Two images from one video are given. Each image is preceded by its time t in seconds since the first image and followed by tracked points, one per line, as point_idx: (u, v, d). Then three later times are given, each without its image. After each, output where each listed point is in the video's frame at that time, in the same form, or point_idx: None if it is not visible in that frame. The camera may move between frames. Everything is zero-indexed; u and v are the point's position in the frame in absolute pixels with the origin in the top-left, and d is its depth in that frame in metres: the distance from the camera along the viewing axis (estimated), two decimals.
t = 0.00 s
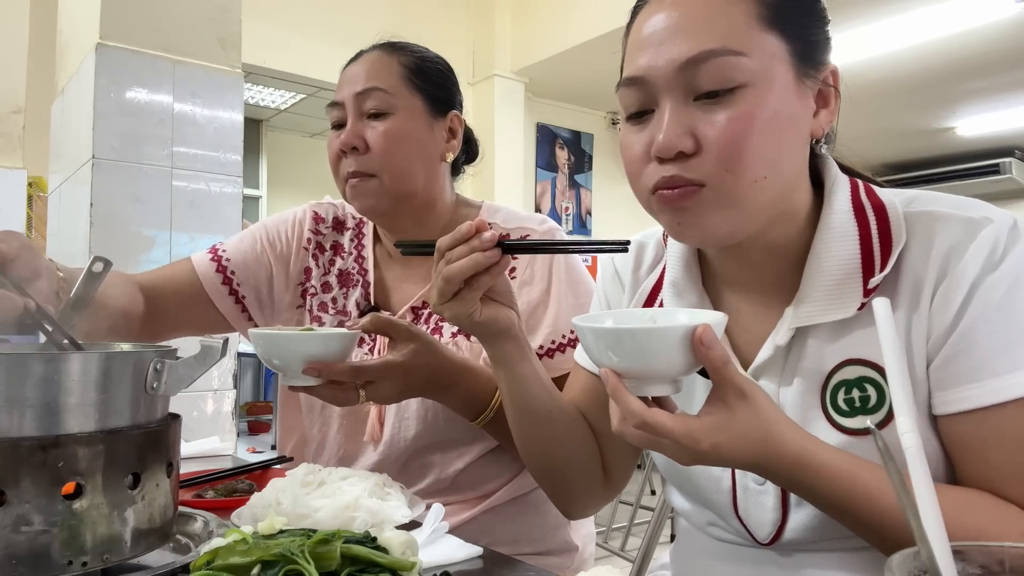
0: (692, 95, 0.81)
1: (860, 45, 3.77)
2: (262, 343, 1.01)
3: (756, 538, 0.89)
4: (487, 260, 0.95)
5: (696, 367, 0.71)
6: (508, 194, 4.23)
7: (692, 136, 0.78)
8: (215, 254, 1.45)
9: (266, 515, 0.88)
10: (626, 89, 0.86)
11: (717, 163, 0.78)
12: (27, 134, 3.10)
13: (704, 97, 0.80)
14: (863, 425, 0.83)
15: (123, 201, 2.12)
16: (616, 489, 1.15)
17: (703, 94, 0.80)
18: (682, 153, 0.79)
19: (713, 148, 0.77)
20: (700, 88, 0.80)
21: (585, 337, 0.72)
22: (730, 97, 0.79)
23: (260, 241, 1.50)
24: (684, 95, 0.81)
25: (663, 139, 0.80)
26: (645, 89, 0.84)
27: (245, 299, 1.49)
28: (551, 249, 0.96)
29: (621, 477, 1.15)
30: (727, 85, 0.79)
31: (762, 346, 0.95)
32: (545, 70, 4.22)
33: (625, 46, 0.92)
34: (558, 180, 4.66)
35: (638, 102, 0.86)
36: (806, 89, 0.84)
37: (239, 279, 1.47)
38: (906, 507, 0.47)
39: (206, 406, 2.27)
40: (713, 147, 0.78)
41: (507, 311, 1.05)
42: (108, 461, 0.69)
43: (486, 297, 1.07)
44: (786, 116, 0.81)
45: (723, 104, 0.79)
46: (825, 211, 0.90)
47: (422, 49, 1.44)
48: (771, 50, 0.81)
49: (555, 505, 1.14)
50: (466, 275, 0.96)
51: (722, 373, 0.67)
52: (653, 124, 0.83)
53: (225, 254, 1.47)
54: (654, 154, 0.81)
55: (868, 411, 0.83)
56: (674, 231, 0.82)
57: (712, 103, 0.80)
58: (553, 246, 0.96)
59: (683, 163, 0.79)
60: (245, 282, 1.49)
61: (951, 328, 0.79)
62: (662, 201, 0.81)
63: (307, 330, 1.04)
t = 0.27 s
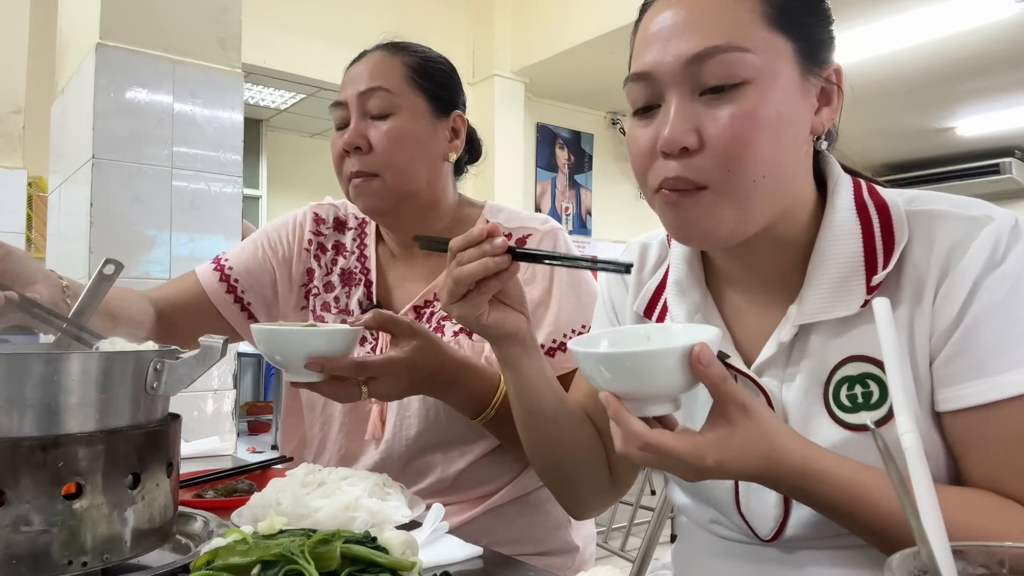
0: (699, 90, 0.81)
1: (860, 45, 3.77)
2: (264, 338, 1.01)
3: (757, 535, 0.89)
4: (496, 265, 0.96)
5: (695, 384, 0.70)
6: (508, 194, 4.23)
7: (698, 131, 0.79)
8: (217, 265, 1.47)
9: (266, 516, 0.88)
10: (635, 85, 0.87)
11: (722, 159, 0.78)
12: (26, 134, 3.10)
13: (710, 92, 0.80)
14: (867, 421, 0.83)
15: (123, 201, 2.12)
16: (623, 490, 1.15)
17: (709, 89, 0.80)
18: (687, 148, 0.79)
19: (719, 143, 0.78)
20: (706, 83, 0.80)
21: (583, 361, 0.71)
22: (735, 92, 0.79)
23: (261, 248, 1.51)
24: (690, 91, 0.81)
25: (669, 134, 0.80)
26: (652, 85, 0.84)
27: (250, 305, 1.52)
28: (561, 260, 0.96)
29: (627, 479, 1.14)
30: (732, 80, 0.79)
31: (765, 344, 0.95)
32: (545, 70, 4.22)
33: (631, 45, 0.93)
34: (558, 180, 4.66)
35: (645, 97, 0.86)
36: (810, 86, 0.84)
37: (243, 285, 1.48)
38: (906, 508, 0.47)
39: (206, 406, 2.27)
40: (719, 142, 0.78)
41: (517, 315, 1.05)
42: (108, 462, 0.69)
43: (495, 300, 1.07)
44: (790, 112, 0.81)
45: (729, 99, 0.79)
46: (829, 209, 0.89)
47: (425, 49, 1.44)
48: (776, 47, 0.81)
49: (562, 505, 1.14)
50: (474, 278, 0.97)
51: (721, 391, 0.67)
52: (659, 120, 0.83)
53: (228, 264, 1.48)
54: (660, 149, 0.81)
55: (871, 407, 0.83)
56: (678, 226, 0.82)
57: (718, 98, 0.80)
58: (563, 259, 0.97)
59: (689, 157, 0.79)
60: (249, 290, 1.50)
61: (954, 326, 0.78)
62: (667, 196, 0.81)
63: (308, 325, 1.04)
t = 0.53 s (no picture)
0: (708, 77, 0.82)
1: (860, 45, 3.77)
2: (263, 330, 1.01)
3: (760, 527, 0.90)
4: (509, 284, 1.02)
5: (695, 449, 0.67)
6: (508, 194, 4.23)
7: (707, 117, 0.79)
8: (226, 276, 1.48)
9: (266, 516, 0.89)
10: (645, 76, 0.87)
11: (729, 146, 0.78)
12: (26, 134, 3.10)
13: (719, 80, 0.81)
14: (870, 411, 0.83)
15: (123, 200, 2.12)
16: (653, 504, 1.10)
17: (717, 77, 0.81)
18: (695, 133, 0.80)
19: (726, 129, 0.78)
20: (715, 71, 0.81)
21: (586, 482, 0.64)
22: (742, 81, 0.80)
23: (267, 255, 1.51)
24: (700, 79, 0.82)
25: (678, 119, 0.80)
26: (663, 74, 0.85)
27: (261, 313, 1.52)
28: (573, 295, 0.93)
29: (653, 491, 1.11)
30: (739, 69, 0.80)
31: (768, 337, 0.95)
32: (545, 70, 4.22)
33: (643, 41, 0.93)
34: (558, 180, 4.65)
35: (655, 87, 0.86)
36: (813, 78, 0.85)
37: (251, 291, 1.48)
38: (905, 504, 0.47)
39: (206, 406, 2.27)
40: (728, 127, 0.78)
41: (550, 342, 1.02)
42: (108, 462, 0.69)
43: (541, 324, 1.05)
44: (794, 104, 0.81)
45: (736, 87, 0.80)
46: (827, 204, 0.91)
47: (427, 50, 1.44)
48: (782, 40, 0.82)
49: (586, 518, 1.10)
50: (490, 292, 1.03)
51: (726, 443, 0.65)
52: (668, 107, 0.84)
53: (237, 275, 1.49)
54: (669, 135, 0.82)
55: (873, 396, 0.83)
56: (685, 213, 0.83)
57: (726, 86, 0.81)
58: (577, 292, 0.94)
59: (698, 141, 0.79)
60: (260, 298, 1.51)
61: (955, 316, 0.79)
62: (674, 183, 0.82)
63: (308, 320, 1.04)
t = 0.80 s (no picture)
0: (704, 70, 0.83)
1: (860, 45, 3.77)
2: (262, 313, 0.98)
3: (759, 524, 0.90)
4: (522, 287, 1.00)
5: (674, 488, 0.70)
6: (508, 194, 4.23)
7: (702, 108, 0.80)
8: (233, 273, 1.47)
9: (266, 516, 0.89)
10: (644, 70, 0.88)
11: (725, 137, 0.80)
12: (27, 135, 3.10)
13: (714, 72, 0.82)
14: (862, 403, 0.83)
15: (123, 200, 2.12)
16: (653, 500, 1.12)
17: (712, 70, 0.83)
18: (691, 124, 0.81)
19: (722, 120, 0.79)
20: (710, 64, 0.82)
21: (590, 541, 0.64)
22: (737, 72, 0.81)
23: (273, 253, 1.51)
24: (696, 69, 0.83)
25: (675, 111, 0.82)
26: (661, 68, 0.86)
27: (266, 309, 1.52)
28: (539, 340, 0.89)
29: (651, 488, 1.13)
30: (734, 62, 0.81)
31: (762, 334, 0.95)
32: (545, 70, 4.22)
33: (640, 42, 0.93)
34: (558, 180, 4.65)
35: (653, 81, 0.87)
36: (807, 75, 0.85)
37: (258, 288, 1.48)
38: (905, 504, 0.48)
39: (206, 406, 2.27)
40: (723, 118, 0.79)
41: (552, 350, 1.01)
42: (108, 463, 0.69)
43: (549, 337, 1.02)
44: (789, 100, 0.82)
45: (730, 79, 0.81)
46: (821, 200, 0.92)
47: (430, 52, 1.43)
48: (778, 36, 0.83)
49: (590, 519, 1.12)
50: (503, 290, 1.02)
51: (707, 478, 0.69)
52: (665, 101, 0.85)
53: (245, 273, 1.49)
54: (666, 125, 0.83)
55: (866, 387, 0.84)
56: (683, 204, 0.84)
57: (721, 78, 0.82)
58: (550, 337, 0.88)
59: (694, 132, 0.81)
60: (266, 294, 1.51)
61: (944, 305, 0.80)
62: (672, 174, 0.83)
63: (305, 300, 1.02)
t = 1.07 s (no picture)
0: (693, 79, 0.83)
1: (860, 45, 3.77)
2: (253, 266, 0.91)
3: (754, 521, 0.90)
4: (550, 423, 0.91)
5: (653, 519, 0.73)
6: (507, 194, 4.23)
7: (694, 115, 0.81)
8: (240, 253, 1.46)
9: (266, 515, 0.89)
10: (633, 81, 0.88)
11: (716, 142, 0.80)
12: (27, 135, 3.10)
13: (703, 81, 0.82)
14: (852, 399, 0.84)
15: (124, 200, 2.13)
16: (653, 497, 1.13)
17: (701, 79, 0.82)
18: (683, 131, 0.81)
19: (714, 126, 0.80)
20: (699, 73, 0.82)
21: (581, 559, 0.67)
22: (726, 80, 0.81)
23: (281, 242, 1.51)
24: (685, 82, 0.83)
25: (667, 119, 0.82)
26: (649, 78, 0.86)
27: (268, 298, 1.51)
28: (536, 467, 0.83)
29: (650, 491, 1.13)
30: (723, 69, 0.81)
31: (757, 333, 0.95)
32: (545, 70, 4.22)
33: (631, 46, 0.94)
34: (558, 180, 4.65)
35: (643, 91, 0.87)
36: (795, 77, 0.85)
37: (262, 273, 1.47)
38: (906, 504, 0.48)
39: (207, 406, 2.27)
40: (715, 124, 0.80)
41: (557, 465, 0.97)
42: (108, 463, 0.69)
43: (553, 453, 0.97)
44: (778, 102, 0.82)
45: (721, 86, 0.81)
46: (813, 202, 0.91)
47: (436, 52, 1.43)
48: (766, 39, 0.83)
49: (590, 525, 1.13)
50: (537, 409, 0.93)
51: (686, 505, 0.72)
52: (656, 109, 0.85)
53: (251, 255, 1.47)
54: (658, 133, 0.83)
55: (858, 384, 0.84)
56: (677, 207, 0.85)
57: (710, 86, 0.82)
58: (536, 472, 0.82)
59: (687, 139, 0.81)
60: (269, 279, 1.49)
61: (930, 298, 0.80)
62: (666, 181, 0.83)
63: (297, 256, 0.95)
